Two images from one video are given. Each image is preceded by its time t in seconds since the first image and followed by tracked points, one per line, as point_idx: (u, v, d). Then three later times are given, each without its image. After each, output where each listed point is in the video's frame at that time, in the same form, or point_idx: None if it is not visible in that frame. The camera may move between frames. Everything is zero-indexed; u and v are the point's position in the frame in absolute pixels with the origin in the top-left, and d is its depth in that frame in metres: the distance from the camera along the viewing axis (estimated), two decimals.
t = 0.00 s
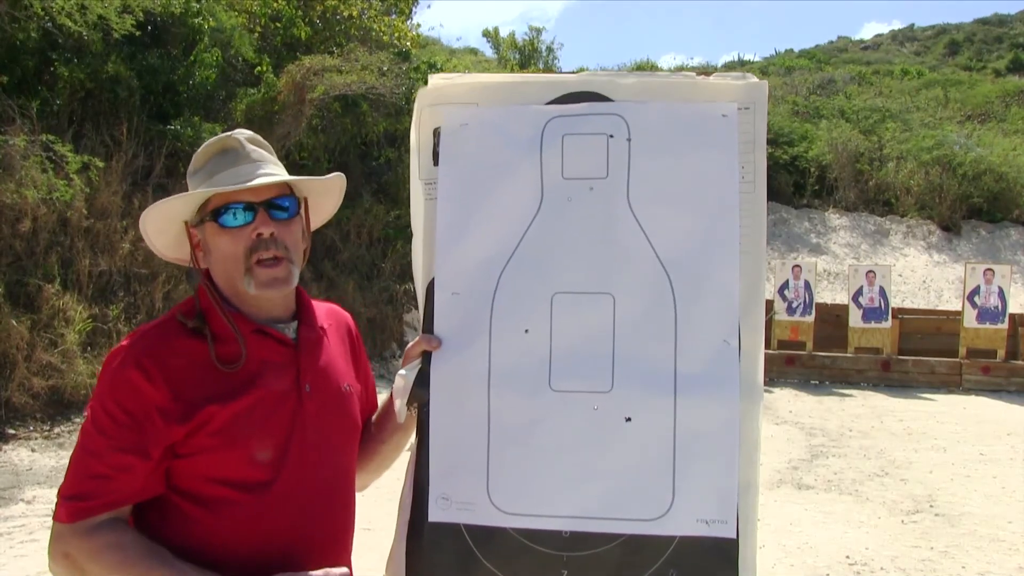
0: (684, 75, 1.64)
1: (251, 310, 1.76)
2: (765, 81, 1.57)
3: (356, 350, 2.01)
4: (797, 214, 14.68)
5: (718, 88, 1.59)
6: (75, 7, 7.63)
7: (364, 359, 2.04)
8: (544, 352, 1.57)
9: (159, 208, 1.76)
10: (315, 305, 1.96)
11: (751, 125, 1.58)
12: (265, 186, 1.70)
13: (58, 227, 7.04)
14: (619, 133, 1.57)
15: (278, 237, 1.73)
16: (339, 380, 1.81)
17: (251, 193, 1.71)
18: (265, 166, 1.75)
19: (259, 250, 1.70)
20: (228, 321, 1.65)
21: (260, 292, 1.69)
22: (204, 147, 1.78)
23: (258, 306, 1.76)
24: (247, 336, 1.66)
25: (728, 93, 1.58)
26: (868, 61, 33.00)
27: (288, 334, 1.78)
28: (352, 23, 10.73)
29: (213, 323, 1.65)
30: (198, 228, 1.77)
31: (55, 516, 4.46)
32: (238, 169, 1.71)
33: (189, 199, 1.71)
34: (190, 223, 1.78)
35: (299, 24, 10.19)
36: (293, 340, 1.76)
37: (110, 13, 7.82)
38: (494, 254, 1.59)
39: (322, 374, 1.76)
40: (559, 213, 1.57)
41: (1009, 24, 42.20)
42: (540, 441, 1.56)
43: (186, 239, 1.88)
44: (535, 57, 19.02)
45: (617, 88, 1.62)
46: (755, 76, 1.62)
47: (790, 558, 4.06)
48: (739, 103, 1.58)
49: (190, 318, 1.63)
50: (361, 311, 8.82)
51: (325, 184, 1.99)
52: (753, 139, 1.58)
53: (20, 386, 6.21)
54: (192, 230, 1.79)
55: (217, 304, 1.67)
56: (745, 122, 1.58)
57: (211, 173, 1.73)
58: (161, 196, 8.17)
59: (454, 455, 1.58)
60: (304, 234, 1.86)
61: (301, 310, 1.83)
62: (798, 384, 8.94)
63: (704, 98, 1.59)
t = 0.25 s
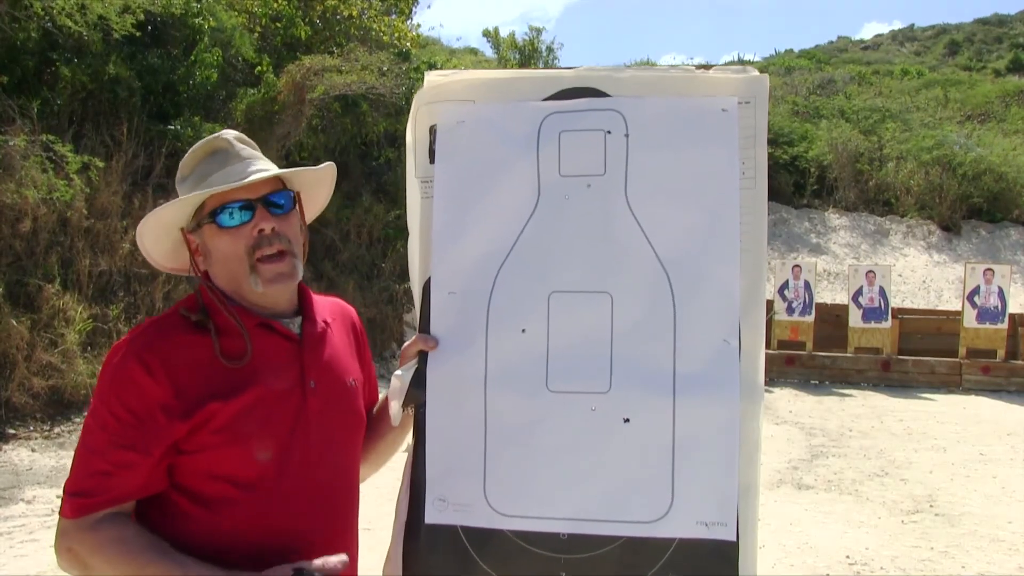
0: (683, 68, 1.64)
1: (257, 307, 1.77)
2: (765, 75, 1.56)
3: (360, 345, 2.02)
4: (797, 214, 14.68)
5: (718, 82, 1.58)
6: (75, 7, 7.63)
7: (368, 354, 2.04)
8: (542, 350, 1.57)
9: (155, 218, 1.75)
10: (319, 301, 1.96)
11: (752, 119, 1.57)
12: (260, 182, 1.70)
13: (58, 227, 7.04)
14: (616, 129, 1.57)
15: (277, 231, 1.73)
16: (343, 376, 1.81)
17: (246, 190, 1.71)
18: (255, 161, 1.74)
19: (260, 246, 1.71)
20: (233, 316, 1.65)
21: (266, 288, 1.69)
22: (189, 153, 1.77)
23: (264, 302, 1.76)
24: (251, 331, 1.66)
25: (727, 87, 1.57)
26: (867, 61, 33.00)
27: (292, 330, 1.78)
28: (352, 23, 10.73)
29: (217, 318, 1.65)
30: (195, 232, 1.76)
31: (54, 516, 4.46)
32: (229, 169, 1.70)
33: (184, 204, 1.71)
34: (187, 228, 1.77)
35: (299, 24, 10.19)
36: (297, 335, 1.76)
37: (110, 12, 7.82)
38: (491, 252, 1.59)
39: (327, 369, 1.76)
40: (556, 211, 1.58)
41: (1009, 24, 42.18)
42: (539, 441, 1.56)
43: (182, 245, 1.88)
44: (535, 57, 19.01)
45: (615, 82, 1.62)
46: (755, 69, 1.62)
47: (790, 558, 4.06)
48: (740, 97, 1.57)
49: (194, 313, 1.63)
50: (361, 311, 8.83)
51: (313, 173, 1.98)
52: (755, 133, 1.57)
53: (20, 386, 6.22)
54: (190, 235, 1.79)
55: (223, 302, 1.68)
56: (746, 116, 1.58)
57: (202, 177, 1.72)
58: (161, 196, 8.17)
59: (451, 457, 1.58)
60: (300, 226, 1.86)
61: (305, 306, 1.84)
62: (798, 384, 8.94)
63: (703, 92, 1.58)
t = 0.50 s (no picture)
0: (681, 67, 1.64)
1: (257, 314, 1.76)
2: (765, 73, 1.57)
3: (363, 345, 2.01)
4: (797, 214, 14.68)
5: (717, 80, 1.58)
6: (75, 7, 7.64)
7: (371, 353, 2.03)
8: (540, 350, 1.56)
9: (158, 216, 1.74)
10: (322, 299, 1.96)
11: (752, 118, 1.58)
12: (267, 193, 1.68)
13: (58, 227, 7.04)
14: (615, 127, 1.57)
15: (281, 242, 1.72)
16: (346, 378, 1.80)
17: (252, 200, 1.69)
18: (263, 171, 1.73)
19: (263, 256, 1.69)
20: (230, 324, 1.63)
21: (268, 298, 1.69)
22: (197, 150, 1.76)
23: (264, 310, 1.75)
24: (251, 337, 1.65)
25: (727, 85, 1.57)
26: (868, 61, 32.97)
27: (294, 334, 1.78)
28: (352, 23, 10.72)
29: (214, 324, 1.63)
30: (198, 234, 1.75)
31: (54, 516, 4.46)
32: (238, 176, 1.70)
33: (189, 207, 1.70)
34: (190, 229, 1.76)
35: (299, 24, 10.19)
36: (299, 339, 1.75)
37: (110, 13, 7.83)
38: (489, 251, 1.59)
39: (329, 372, 1.75)
40: (555, 209, 1.57)
41: (1009, 24, 42.12)
42: (538, 440, 1.55)
43: (185, 243, 1.86)
44: (535, 57, 19.01)
45: (614, 81, 1.62)
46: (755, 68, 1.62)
47: (790, 557, 4.06)
48: (740, 96, 1.58)
49: (193, 321, 1.62)
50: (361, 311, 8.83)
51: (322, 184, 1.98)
52: (755, 132, 1.58)
53: (20, 386, 6.22)
54: (192, 237, 1.77)
55: (220, 308, 1.66)
56: (746, 115, 1.58)
57: (209, 180, 1.71)
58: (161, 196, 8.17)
59: (449, 457, 1.58)
60: (306, 233, 1.85)
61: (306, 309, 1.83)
62: (798, 384, 8.94)
63: (703, 92, 1.58)
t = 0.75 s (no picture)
0: (682, 64, 1.65)
1: (262, 316, 1.76)
2: (765, 71, 1.57)
3: (370, 347, 2.01)
4: (797, 214, 14.68)
5: (718, 78, 1.59)
6: (75, 7, 7.65)
7: (376, 354, 2.03)
8: (539, 350, 1.57)
9: (167, 213, 1.74)
10: (328, 300, 1.96)
11: (753, 115, 1.58)
12: (276, 197, 1.68)
13: (58, 227, 7.04)
14: (614, 126, 1.57)
15: (288, 246, 1.72)
16: (352, 380, 1.80)
17: (260, 202, 1.69)
18: (273, 173, 1.73)
19: (269, 259, 1.70)
20: (236, 327, 1.63)
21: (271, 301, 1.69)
22: (210, 148, 1.76)
23: (268, 313, 1.76)
24: (255, 340, 1.64)
25: (728, 83, 1.58)
26: (868, 61, 32.98)
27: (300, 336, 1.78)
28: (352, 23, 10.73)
29: (220, 326, 1.63)
30: (206, 232, 1.75)
31: (55, 516, 4.46)
32: (247, 178, 1.70)
33: (199, 206, 1.70)
34: (198, 228, 1.76)
35: (299, 24, 10.19)
36: (305, 341, 1.75)
37: (110, 13, 7.83)
38: (488, 251, 1.59)
39: (335, 374, 1.75)
40: (555, 209, 1.57)
41: (1009, 24, 42.11)
42: (538, 441, 1.56)
43: (192, 240, 1.86)
44: (535, 57, 19.02)
45: (613, 79, 1.63)
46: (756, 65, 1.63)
47: (790, 557, 4.06)
48: (739, 94, 1.58)
49: (198, 323, 1.62)
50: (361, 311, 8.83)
51: (333, 188, 1.98)
52: (756, 130, 1.58)
53: (20, 386, 6.22)
54: (200, 235, 1.78)
55: (224, 309, 1.67)
56: (747, 113, 1.58)
57: (219, 180, 1.71)
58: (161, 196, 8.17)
59: (448, 458, 1.58)
60: (314, 237, 1.85)
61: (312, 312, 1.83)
62: (798, 384, 8.94)
63: (703, 90, 1.59)
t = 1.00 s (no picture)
0: (688, 53, 1.61)
1: (270, 318, 1.75)
2: (774, 59, 1.52)
3: (374, 349, 2.01)
4: (797, 214, 14.68)
5: (724, 68, 1.55)
6: (75, 7, 7.66)
7: (380, 357, 2.03)
8: (541, 349, 1.57)
9: (177, 213, 1.73)
10: (334, 303, 1.95)
11: (761, 106, 1.54)
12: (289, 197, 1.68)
13: (58, 227, 7.04)
14: (616, 120, 1.56)
15: (299, 247, 1.72)
16: (358, 383, 1.80)
17: (272, 203, 1.69)
18: (284, 174, 1.73)
19: (280, 260, 1.69)
20: (243, 330, 1.63)
21: (282, 302, 1.68)
22: (220, 148, 1.75)
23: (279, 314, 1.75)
24: (263, 344, 1.64)
25: (735, 74, 1.54)
26: (868, 61, 32.98)
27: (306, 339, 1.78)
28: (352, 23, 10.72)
29: (227, 329, 1.63)
30: (215, 232, 1.74)
31: (55, 516, 4.46)
32: (259, 178, 1.69)
33: (210, 206, 1.69)
34: (207, 228, 1.75)
35: (299, 24, 10.19)
36: (311, 345, 1.75)
37: (110, 12, 7.83)
38: (489, 250, 1.59)
39: (341, 377, 1.75)
40: (556, 206, 1.57)
41: (1009, 24, 42.09)
42: (540, 443, 1.55)
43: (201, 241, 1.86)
44: (535, 57, 19.02)
45: (617, 71, 1.60)
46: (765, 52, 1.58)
47: (790, 558, 4.06)
48: (746, 84, 1.54)
49: (206, 326, 1.62)
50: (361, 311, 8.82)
51: (342, 191, 1.98)
52: (763, 122, 1.54)
53: (20, 386, 6.22)
54: (209, 235, 1.77)
55: (232, 309, 1.66)
56: (754, 103, 1.54)
57: (230, 179, 1.70)
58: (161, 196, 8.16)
59: (450, 459, 1.59)
60: (323, 239, 1.85)
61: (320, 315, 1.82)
62: (798, 384, 8.94)
63: (710, 81, 1.56)
